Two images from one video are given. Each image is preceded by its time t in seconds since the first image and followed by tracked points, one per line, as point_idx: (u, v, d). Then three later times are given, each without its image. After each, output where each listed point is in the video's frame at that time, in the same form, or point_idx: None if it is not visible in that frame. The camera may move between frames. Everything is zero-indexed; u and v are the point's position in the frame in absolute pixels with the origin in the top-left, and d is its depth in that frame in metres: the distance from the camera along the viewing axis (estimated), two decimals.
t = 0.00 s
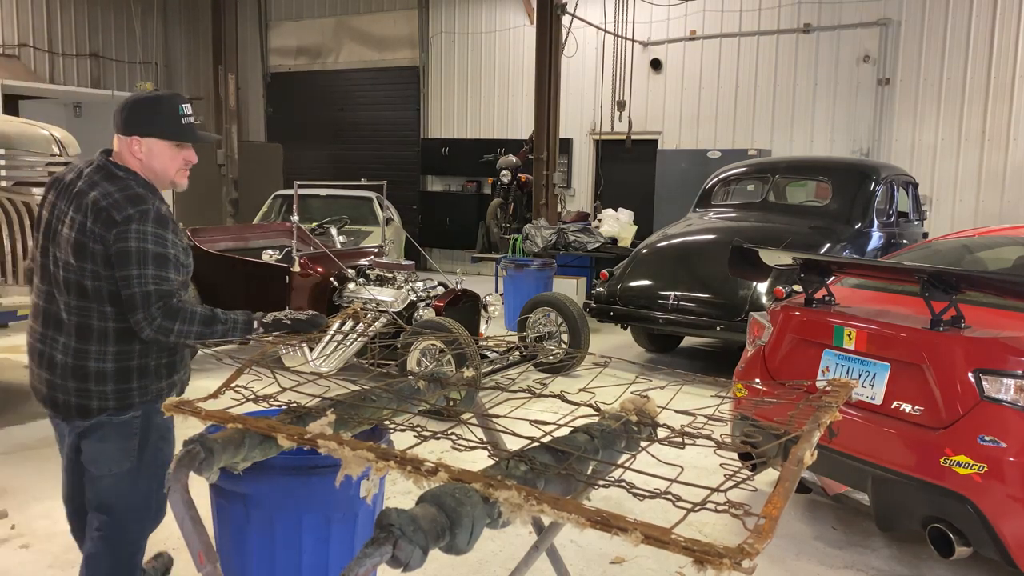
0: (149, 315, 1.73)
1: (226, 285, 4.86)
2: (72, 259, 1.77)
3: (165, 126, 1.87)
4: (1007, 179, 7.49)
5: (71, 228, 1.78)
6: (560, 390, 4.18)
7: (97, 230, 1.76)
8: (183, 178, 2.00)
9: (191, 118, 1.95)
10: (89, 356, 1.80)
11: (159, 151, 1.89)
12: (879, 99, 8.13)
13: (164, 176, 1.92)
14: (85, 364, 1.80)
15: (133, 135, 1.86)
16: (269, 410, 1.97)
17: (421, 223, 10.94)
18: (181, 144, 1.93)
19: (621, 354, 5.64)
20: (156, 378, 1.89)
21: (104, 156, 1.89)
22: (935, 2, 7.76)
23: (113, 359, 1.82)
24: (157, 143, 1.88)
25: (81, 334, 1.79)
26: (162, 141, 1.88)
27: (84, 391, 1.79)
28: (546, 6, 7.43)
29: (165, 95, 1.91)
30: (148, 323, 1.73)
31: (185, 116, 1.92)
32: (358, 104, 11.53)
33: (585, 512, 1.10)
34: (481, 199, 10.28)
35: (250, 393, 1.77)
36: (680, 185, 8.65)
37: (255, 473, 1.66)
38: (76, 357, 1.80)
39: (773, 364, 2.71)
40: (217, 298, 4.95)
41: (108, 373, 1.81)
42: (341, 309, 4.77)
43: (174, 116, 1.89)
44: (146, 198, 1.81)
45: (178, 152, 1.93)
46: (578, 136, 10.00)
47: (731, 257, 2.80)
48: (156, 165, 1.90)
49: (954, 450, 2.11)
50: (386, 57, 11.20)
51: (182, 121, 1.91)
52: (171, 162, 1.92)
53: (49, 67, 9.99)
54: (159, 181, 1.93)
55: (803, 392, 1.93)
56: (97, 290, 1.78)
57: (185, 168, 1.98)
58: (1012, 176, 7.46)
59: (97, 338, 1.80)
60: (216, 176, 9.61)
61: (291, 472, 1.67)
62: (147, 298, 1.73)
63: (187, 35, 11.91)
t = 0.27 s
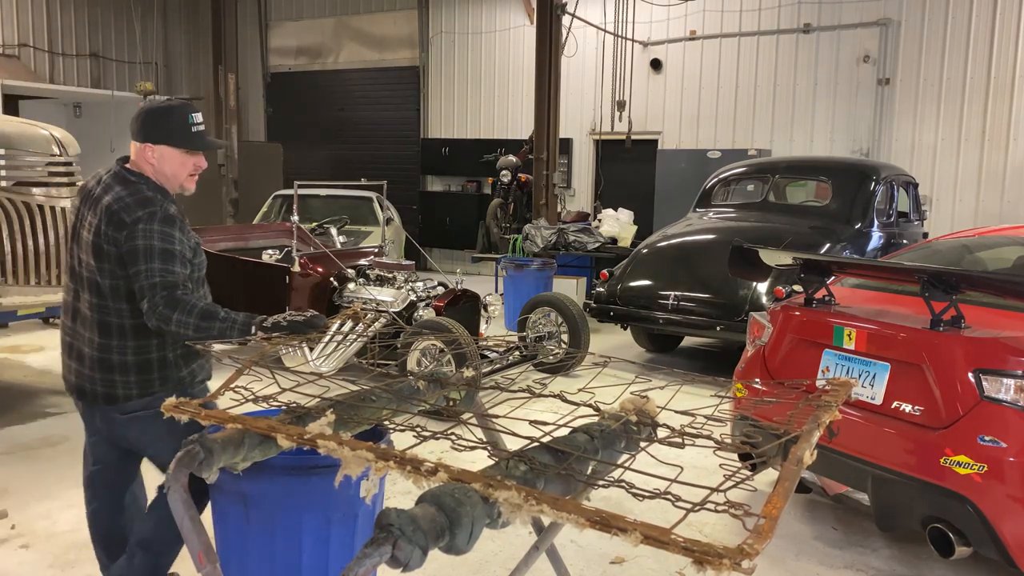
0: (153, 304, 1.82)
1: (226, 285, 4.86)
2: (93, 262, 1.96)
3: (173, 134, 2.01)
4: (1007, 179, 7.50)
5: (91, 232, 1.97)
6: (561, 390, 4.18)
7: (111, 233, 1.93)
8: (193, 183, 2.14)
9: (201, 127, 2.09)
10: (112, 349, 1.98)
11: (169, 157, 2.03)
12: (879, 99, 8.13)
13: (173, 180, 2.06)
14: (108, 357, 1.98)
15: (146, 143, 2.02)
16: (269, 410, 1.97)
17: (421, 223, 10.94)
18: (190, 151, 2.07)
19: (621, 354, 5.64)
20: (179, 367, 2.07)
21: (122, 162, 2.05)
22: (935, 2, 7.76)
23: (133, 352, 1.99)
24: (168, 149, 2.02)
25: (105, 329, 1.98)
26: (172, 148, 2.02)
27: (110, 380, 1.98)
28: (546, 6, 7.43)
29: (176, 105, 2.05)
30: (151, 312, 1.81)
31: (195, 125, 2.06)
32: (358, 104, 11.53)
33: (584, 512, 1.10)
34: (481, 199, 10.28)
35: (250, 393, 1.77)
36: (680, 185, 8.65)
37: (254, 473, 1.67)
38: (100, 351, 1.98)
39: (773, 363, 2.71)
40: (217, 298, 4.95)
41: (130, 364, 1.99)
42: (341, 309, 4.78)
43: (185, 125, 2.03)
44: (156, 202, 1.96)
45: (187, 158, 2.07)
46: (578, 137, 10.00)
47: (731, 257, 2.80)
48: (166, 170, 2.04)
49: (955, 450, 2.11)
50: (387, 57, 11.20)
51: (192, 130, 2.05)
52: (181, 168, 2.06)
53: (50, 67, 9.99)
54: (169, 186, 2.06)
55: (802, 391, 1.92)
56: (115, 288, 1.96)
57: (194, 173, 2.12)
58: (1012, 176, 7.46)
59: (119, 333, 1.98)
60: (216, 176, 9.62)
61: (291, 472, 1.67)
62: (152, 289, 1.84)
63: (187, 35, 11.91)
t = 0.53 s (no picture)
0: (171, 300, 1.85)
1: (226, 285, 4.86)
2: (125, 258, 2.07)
3: (195, 136, 2.07)
4: (1006, 179, 7.50)
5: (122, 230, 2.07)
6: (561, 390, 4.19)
7: (138, 232, 2.01)
8: (224, 184, 2.21)
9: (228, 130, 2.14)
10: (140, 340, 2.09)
11: (199, 160, 2.10)
12: (879, 99, 8.13)
13: (204, 181, 2.14)
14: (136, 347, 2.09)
15: (177, 148, 2.09)
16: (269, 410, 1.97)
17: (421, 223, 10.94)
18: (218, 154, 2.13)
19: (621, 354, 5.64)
20: (201, 361, 2.16)
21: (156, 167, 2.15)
22: (935, 2, 7.77)
23: (156, 345, 2.09)
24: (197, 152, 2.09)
25: (133, 321, 2.09)
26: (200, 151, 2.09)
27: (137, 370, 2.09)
28: (546, 6, 7.43)
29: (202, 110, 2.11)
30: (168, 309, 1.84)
31: (221, 128, 2.12)
32: (358, 104, 11.54)
33: (585, 512, 1.10)
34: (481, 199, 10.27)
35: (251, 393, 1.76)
36: (680, 185, 8.65)
37: (255, 473, 1.66)
38: (129, 342, 2.09)
39: (773, 363, 2.71)
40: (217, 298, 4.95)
41: (154, 356, 2.08)
42: (341, 309, 4.78)
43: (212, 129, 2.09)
44: (179, 202, 2.02)
45: (216, 161, 2.13)
46: (578, 137, 10.00)
47: (732, 257, 2.79)
48: (196, 173, 2.12)
49: (955, 450, 2.11)
50: (387, 57, 11.20)
51: (218, 133, 2.11)
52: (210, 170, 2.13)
53: (49, 67, 9.98)
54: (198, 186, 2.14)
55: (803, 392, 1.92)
56: (142, 284, 2.06)
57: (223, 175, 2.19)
58: (1012, 177, 7.47)
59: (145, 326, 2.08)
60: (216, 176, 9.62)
61: (292, 472, 1.67)
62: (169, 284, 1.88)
63: (187, 36, 11.90)
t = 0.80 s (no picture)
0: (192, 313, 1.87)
1: (226, 284, 4.87)
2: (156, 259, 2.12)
3: (384, 138, 2.42)
4: (1006, 180, 7.50)
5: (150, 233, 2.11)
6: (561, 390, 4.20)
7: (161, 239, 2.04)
8: (414, 181, 2.49)
9: (408, 129, 2.37)
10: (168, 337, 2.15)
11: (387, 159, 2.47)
12: (879, 99, 8.13)
13: (396, 178, 2.51)
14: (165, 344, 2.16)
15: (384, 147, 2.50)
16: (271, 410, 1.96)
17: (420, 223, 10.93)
18: (397, 154, 2.43)
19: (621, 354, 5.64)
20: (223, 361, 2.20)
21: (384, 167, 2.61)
22: (935, 2, 7.77)
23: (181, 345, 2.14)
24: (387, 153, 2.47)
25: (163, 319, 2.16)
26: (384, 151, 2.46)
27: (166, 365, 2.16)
28: (546, 6, 7.43)
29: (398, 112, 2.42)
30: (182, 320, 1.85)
31: (399, 126, 2.38)
32: (358, 104, 11.54)
33: (585, 513, 1.10)
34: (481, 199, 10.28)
35: (251, 393, 1.76)
36: (680, 185, 8.65)
37: (255, 473, 1.66)
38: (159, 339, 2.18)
39: (774, 363, 2.71)
40: (218, 299, 4.96)
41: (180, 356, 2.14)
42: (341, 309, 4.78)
43: (388, 128, 2.39)
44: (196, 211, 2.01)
45: (396, 159, 2.44)
46: (578, 137, 10.00)
47: (732, 257, 2.79)
48: (390, 170, 2.50)
49: (954, 450, 2.11)
50: (387, 57, 11.20)
51: (396, 132, 2.38)
52: (395, 168, 2.47)
53: (49, 67, 9.98)
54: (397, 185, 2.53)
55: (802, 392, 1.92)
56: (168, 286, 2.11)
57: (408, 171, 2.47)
58: (1012, 177, 7.46)
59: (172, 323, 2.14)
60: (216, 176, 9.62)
61: (292, 472, 1.67)
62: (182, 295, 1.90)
63: (187, 36, 11.91)
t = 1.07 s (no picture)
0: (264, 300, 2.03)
1: (226, 284, 4.87)
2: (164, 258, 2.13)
3: (403, 132, 2.37)
4: (1007, 180, 7.50)
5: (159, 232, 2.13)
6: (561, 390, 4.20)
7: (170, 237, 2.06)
8: (437, 174, 2.40)
9: (424, 118, 2.32)
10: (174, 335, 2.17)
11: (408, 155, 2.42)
12: (879, 99, 8.14)
13: (419, 176, 2.43)
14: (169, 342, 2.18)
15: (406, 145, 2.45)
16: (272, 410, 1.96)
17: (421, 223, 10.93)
18: (416, 147, 2.37)
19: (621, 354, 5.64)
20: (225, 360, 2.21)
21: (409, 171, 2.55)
22: (935, 1, 7.77)
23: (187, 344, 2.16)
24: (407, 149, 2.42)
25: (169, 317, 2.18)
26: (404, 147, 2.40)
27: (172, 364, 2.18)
28: (546, 7, 7.43)
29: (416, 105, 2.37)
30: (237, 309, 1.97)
31: (415, 117, 2.33)
32: (358, 104, 11.54)
33: (585, 513, 1.10)
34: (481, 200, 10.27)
35: (251, 392, 1.76)
36: (679, 185, 8.65)
37: (255, 473, 1.66)
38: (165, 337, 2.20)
39: (774, 363, 2.71)
40: (218, 299, 4.96)
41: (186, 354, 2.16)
42: (341, 309, 4.78)
43: (404, 121, 2.35)
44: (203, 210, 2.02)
45: (416, 153, 2.38)
46: (578, 137, 10.00)
47: (732, 257, 2.79)
48: (412, 167, 2.43)
49: (954, 450, 2.11)
50: (387, 57, 11.20)
51: (412, 123, 2.34)
52: (415, 163, 2.40)
53: (49, 67, 9.98)
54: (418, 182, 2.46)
55: (803, 393, 1.91)
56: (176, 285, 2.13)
57: (429, 164, 2.39)
58: (1012, 177, 7.46)
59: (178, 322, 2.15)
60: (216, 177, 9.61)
61: (292, 472, 1.67)
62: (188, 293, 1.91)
63: (187, 36, 11.90)
